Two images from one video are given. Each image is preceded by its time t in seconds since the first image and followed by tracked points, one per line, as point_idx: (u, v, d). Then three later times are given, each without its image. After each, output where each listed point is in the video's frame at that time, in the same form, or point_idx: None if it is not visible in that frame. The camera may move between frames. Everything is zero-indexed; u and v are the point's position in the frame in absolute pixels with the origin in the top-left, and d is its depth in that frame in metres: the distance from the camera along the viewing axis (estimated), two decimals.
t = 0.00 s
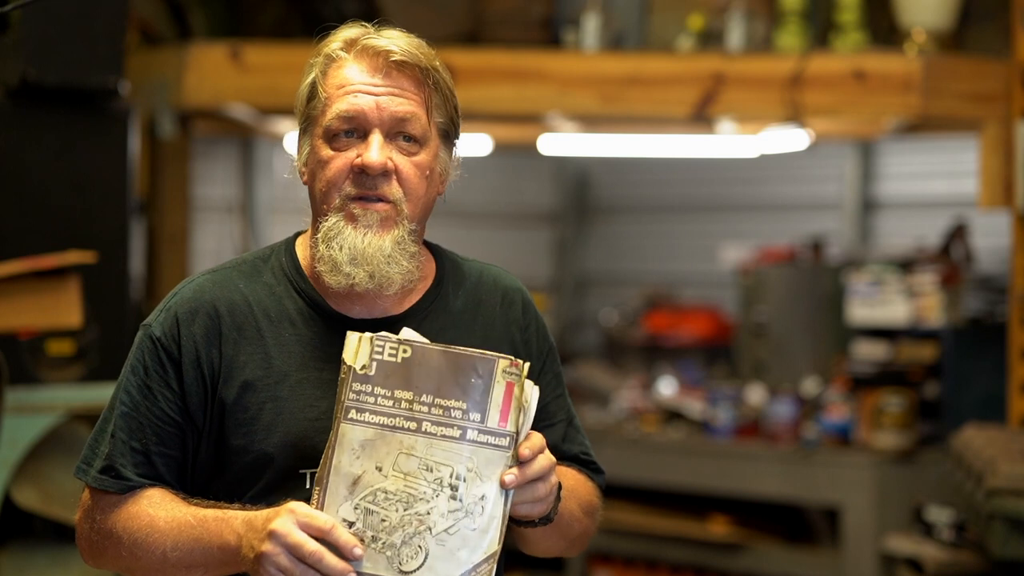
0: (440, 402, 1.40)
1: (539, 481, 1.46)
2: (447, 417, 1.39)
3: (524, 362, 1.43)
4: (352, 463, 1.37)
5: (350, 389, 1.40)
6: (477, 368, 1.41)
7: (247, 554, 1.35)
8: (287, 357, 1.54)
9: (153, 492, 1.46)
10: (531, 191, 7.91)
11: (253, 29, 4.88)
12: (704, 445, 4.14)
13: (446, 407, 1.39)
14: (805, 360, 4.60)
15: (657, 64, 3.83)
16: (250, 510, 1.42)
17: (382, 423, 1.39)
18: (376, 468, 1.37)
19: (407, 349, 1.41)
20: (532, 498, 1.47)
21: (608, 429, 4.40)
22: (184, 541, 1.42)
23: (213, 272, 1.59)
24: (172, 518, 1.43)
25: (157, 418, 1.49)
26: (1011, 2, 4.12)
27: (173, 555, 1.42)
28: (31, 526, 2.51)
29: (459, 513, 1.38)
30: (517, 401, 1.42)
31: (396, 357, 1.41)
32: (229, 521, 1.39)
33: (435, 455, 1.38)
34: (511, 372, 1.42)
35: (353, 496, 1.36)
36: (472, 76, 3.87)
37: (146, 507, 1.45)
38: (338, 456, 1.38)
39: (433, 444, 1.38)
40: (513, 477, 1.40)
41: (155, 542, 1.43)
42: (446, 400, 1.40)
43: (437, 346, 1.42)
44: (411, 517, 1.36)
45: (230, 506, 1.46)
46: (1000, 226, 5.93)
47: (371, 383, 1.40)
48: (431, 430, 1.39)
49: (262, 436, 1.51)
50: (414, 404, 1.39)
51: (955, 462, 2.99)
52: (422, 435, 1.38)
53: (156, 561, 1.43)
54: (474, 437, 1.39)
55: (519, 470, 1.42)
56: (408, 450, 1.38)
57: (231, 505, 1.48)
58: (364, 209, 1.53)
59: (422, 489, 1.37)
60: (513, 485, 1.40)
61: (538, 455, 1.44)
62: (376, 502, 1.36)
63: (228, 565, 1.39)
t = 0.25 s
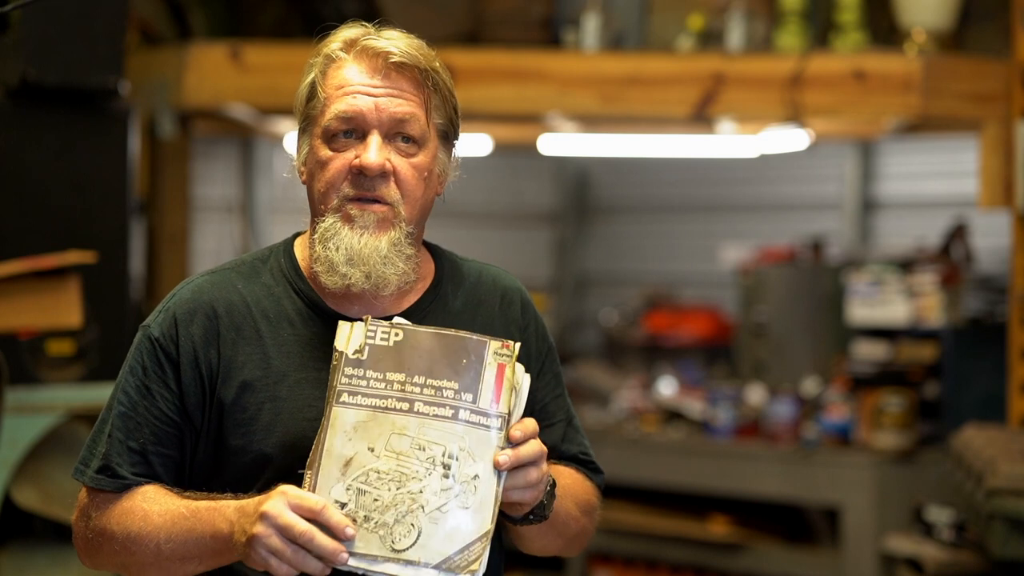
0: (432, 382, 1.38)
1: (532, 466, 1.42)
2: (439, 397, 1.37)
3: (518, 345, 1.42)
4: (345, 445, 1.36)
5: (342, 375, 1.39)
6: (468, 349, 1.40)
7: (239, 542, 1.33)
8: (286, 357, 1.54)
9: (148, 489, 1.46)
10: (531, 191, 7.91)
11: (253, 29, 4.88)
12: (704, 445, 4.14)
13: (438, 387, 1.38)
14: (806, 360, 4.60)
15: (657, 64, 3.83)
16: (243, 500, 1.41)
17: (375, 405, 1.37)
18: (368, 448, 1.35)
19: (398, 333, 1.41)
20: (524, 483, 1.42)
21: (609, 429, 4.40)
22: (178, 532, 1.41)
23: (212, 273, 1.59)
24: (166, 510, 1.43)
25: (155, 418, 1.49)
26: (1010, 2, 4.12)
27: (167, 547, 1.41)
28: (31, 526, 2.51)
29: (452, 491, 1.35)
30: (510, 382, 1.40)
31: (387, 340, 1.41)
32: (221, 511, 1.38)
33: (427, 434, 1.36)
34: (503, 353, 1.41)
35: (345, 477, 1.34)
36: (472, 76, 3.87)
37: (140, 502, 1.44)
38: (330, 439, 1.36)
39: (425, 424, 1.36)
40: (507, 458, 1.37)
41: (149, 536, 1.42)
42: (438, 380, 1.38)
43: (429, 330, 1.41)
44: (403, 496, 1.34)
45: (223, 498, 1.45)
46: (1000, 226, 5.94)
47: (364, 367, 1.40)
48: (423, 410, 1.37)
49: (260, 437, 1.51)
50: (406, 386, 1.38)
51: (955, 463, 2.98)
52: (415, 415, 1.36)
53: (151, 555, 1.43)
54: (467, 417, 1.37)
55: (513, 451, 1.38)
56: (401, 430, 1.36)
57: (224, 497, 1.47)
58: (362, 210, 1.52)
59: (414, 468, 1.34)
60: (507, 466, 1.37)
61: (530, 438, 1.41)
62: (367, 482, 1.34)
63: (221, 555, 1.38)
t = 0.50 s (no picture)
0: (419, 346, 1.35)
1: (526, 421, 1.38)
2: (427, 359, 1.34)
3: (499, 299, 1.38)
4: (339, 418, 1.32)
5: (328, 348, 1.36)
6: (451, 308, 1.36)
7: (243, 523, 1.33)
8: (286, 355, 1.54)
9: (146, 482, 1.46)
10: (531, 191, 7.90)
11: (253, 29, 4.87)
12: (704, 445, 4.14)
13: (425, 350, 1.34)
14: (806, 360, 4.60)
15: (657, 64, 3.83)
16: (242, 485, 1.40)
17: (364, 374, 1.34)
18: (363, 418, 1.32)
19: (380, 300, 1.37)
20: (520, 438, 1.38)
21: (609, 429, 4.40)
22: (179, 520, 1.40)
23: (212, 273, 1.59)
24: (166, 499, 1.42)
25: (153, 417, 1.49)
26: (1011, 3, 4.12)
27: (169, 536, 1.41)
28: (31, 526, 2.51)
29: (452, 451, 1.32)
30: (495, 336, 1.36)
31: (370, 309, 1.37)
32: (222, 496, 1.38)
33: (420, 397, 1.32)
34: (486, 309, 1.37)
35: (343, 450, 1.31)
36: (472, 76, 3.87)
37: (139, 494, 1.44)
38: (323, 412, 1.33)
39: (416, 387, 1.33)
40: (502, 411, 1.33)
41: (149, 527, 1.41)
42: (424, 343, 1.34)
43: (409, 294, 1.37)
44: (403, 461, 1.30)
45: (222, 485, 1.44)
46: (1000, 226, 5.94)
47: (348, 339, 1.36)
48: (413, 373, 1.33)
49: (261, 435, 1.51)
50: (393, 352, 1.34)
51: (955, 462, 2.98)
52: (405, 380, 1.33)
53: (151, 547, 1.42)
54: (457, 375, 1.34)
55: (507, 404, 1.35)
56: (393, 396, 1.32)
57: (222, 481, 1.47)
58: (362, 211, 1.52)
59: (411, 431, 1.31)
60: (502, 419, 1.33)
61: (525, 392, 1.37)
62: (366, 451, 1.31)
63: (224, 539, 1.37)
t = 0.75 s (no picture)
0: (408, 329, 1.31)
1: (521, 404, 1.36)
2: (417, 342, 1.31)
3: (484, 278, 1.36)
4: (333, 405, 1.29)
5: (317, 338, 1.32)
6: (440, 289, 1.32)
7: (243, 514, 1.33)
8: (287, 351, 1.54)
9: (142, 474, 1.46)
10: (531, 191, 7.90)
11: (253, 28, 4.87)
12: (704, 445, 4.14)
13: (415, 333, 1.31)
14: (806, 360, 4.60)
15: (657, 64, 3.83)
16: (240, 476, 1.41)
17: (355, 360, 1.30)
18: (357, 404, 1.28)
19: (368, 285, 1.33)
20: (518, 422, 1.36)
21: (609, 429, 4.41)
22: (178, 512, 1.40)
23: (212, 269, 1.59)
24: (165, 491, 1.42)
25: (152, 412, 1.48)
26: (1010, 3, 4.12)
27: (168, 529, 1.41)
28: (31, 526, 2.51)
29: (448, 432, 1.29)
30: (483, 316, 1.33)
31: (357, 295, 1.33)
32: (220, 487, 1.38)
33: (413, 380, 1.29)
34: (473, 289, 1.34)
35: (339, 437, 1.27)
36: (472, 76, 3.87)
37: (137, 486, 1.44)
38: (317, 401, 1.29)
39: (409, 370, 1.30)
40: (493, 389, 1.31)
41: (148, 520, 1.41)
42: (413, 326, 1.31)
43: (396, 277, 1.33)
44: (401, 444, 1.27)
45: (220, 475, 1.45)
46: (999, 226, 5.94)
47: (337, 325, 1.32)
48: (404, 357, 1.30)
49: (261, 430, 1.51)
50: (384, 336, 1.31)
51: (955, 463, 2.98)
52: (396, 363, 1.30)
53: (151, 539, 1.42)
54: (448, 356, 1.31)
55: (499, 383, 1.32)
56: (386, 380, 1.29)
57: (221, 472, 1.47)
58: (369, 213, 1.52)
59: (406, 415, 1.28)
60: (495, 397, 1.31)
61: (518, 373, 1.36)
62: (363, 437, 1.27)
63: (224, 531, 1.38)
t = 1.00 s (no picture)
0: (441, 446, 1.45)
1: (535, 526, 1.53)
2: (447, 462, 1.44)
3: (527, 410, 1.48)
4: (351, 502, 1.42)
5: (351, 430, 1.44)
6: (478, 416, 1.45)
7: None
8: (286, 353, 1.54)
9: (150, 501, 1.47)
10: (531, 191, 7.91)
11: (253, 29, 4.86)
12: (704, 445, 4.14)
13: (446, 451, 1.44)
14: (806, 360, 4.60)
15: (657, 64, 3.83)
16: (250, 534, 1.42)
17: (383, 464, 1.44)
18: (374, 508, 1.42)
19: (410, 393, 1.45)
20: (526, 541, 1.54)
21: (608, 429, 4.41)
22: (181, 559, 1.42)
23: (211, 272, 1.59)
24: (170, 533, 1.43)
25: (154, 416, 1.48)
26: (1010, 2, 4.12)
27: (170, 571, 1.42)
28: (31, 526, 2.51)
29: (454, 556, 1.44)
30: (518, 449, 1.47)
31: (399, 399, 1.45)
32: (228, 545, 1.40)
33: (434, 497, 1.44)
34: (513, 419, 1.46)
35: (348, 536, 1.42)
36: (472, 76, 3.87)
37: (144, 519, 1.45)
38: (337, 494, 1.42)
39: (433, 488, 1.44)
40: (511, 525, 1.46)
41: (151, 556, 1.43)
42: (446, 445, 1.45)
43: (439, 391, 1.46)
44: (407, 559, 1.43)
45: (228, 526, 1.46)
46: (999, 226, 5.94)
47: (374, 423, 1.44)
48: (432, 473, 1.44)
49: (261, 433, 1.51)
50: (416, 448, 1.44)
51: (955, 463, 2.98)
52: (422, 478, 1.44)
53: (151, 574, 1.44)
54: (474, 482, 1.45)
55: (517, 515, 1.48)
56: (408, 492, 1.43)
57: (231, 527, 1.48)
58: (374, 224, 1.53)
59: (419, 532, 1.43)
60: (510, 531, 1.46)
61: (534, 499, 1.51)
62: (372, 542, 1.42)
63: None
